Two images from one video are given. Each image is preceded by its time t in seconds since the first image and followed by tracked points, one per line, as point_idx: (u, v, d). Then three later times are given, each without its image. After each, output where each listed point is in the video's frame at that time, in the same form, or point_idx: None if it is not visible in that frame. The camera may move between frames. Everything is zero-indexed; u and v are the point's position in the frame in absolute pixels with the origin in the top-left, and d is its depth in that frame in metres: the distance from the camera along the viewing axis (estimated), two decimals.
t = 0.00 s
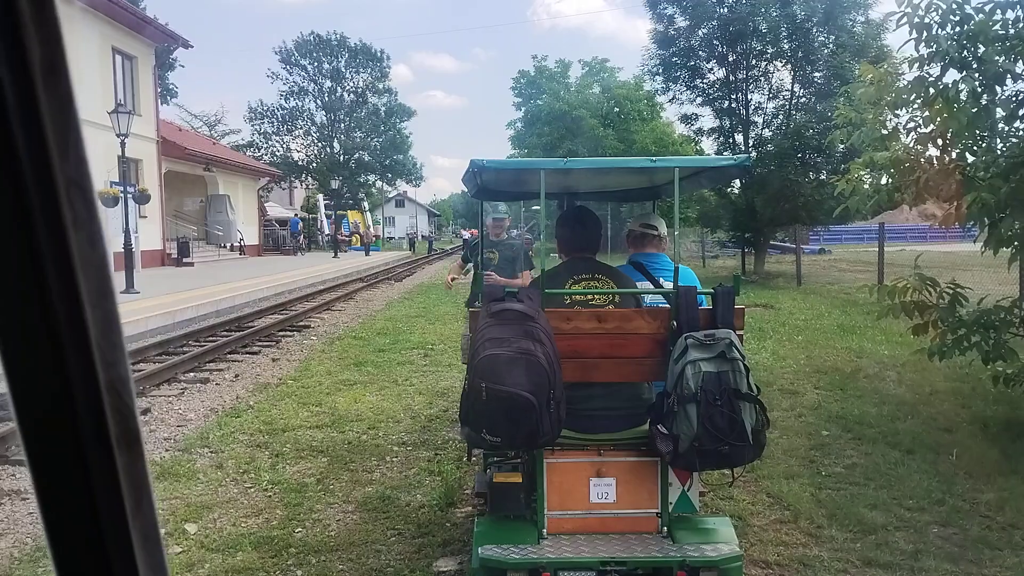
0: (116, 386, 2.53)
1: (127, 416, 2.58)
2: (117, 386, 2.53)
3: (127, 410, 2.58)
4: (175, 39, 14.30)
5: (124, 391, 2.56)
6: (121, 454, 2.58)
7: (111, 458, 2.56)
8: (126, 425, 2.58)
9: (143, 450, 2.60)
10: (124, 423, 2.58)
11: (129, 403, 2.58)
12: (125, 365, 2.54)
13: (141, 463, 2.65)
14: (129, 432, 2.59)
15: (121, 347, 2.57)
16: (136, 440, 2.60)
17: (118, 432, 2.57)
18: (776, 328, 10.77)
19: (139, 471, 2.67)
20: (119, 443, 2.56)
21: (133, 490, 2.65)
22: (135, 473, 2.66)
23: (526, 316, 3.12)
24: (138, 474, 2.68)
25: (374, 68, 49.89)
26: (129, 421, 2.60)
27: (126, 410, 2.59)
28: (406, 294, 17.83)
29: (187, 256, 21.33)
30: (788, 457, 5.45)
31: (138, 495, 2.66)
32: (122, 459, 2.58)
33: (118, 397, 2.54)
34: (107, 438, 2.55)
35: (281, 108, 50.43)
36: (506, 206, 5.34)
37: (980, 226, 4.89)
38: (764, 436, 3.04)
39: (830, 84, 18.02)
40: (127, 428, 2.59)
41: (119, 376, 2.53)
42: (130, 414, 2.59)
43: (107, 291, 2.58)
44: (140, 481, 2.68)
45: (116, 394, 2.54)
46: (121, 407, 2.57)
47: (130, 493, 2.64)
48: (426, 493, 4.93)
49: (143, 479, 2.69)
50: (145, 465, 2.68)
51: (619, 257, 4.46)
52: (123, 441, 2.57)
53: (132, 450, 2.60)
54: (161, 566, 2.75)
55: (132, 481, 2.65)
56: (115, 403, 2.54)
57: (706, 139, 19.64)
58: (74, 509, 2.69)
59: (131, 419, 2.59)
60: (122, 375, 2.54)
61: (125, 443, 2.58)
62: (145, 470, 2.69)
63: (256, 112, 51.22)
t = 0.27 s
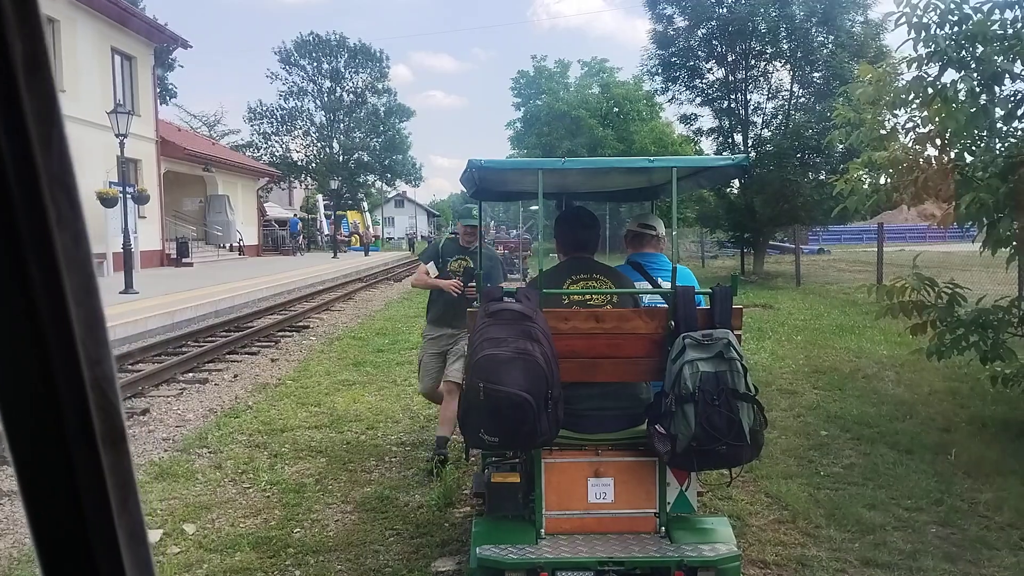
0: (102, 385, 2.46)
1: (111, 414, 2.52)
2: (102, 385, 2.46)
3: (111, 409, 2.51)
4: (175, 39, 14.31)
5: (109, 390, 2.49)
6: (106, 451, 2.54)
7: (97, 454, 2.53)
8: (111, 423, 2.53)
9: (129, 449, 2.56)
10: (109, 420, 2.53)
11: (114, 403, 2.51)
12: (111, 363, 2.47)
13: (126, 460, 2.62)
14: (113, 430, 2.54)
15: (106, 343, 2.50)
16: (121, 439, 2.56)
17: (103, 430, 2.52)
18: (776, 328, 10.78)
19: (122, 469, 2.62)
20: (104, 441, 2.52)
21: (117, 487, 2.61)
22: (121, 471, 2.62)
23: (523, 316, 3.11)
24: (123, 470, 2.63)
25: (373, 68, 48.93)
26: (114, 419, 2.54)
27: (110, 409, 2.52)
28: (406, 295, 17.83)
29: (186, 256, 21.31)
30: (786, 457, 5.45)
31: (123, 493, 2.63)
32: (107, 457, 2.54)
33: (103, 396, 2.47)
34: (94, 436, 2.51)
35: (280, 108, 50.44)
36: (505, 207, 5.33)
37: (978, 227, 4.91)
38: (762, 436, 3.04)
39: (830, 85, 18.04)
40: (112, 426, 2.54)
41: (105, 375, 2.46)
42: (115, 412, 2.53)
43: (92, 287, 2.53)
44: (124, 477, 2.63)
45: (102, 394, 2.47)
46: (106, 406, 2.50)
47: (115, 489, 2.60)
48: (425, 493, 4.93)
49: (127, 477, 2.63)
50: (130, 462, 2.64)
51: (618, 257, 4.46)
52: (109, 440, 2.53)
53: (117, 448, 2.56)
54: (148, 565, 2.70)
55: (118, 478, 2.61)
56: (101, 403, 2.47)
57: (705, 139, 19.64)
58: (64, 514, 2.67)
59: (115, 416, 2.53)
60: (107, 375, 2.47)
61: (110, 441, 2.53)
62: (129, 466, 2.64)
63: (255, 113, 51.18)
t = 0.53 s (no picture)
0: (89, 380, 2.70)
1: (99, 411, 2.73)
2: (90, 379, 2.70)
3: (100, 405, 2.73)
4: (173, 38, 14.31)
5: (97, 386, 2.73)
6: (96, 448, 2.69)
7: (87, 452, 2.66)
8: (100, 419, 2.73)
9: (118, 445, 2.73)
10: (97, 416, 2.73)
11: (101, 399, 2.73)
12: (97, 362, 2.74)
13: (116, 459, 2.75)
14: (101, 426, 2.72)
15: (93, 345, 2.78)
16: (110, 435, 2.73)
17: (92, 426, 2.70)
18: (775, 328, 10.78)
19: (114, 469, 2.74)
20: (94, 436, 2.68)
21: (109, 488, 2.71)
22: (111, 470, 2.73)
23: (521, 316, 3.12)
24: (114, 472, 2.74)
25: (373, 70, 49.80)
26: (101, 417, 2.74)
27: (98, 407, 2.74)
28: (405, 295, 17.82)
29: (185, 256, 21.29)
30: (784, 457, 5.45)
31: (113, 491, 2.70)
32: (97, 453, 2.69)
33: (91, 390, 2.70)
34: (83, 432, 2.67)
35: (280, 108, 50.43)
36: (502, 207, 5.34)
37: (976, 227, 4.91)
38: (759, 436, 3.05)
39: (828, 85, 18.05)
40: (100, 423, 2.72)
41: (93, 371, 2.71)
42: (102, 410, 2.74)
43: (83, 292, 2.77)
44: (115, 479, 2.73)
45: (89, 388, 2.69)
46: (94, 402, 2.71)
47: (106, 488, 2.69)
48: (423, 493, 4.93)
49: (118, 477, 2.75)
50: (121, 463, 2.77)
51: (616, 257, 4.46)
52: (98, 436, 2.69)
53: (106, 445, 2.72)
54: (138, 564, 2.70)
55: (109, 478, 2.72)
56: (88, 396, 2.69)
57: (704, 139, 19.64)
58: (51, 516, 2.58)
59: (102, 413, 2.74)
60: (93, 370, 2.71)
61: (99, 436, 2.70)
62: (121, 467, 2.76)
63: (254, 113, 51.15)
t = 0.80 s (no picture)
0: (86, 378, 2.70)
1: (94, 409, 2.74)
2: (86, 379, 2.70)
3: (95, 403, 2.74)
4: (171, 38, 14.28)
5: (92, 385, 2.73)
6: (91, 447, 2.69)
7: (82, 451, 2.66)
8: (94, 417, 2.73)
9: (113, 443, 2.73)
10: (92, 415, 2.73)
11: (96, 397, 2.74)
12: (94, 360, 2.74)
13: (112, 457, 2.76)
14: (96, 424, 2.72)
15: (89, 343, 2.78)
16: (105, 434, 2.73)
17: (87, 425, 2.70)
18: (773, 328, 10.78)
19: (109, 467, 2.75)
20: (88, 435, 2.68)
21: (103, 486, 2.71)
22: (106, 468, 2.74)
23: (519, 315, 3.12)
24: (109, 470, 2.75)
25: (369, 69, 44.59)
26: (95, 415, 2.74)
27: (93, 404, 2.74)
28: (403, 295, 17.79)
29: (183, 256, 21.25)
30: (782, 456, 5.46)
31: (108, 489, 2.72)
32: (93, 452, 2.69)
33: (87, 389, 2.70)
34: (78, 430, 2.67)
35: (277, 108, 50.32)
36: (501, 207, 5.35)
37: (973, 226, 4.91)
38: (756, 436, 3.05)
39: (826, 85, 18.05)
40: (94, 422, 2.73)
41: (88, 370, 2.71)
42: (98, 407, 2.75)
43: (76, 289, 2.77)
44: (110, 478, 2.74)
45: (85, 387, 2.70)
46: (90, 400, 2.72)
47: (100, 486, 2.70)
48: (421, 493, 4.93)
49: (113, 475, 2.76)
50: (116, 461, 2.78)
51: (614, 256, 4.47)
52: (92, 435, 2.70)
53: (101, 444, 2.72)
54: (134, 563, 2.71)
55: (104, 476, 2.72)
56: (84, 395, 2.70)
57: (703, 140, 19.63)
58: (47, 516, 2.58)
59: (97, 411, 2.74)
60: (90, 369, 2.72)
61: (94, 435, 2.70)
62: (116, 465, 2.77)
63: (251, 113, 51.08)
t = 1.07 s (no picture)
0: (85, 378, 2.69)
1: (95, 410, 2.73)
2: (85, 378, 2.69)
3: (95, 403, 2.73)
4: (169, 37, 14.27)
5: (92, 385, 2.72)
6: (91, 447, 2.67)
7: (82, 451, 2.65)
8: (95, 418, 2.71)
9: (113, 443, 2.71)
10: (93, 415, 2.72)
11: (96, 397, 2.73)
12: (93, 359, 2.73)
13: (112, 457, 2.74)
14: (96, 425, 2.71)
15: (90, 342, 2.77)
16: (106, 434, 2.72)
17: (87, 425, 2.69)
18: (771, 327, 10.80)
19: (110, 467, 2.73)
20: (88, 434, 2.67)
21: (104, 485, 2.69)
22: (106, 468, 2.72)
23: (517, 315, 3.12)
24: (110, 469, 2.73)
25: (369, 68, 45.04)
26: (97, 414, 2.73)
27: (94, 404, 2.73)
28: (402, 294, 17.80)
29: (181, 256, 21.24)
30: (780, 456, 5.46)
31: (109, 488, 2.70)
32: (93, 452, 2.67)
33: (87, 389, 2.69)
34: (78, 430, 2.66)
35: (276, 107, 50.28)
36: (500, 207, 5.35)
37: (971, 226, 4.91)
38: (755, 435, 3.05)
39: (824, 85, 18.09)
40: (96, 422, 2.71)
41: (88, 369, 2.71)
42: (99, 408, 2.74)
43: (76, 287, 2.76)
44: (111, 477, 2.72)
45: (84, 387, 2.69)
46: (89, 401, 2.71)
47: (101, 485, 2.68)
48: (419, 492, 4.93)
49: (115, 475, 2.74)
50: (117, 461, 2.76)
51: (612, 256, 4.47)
52: (93, 434, 2.68)
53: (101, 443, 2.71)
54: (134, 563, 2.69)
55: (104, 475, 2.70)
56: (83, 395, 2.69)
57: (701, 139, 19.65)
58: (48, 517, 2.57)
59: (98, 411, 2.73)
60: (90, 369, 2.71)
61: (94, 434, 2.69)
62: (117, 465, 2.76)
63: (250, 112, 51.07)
